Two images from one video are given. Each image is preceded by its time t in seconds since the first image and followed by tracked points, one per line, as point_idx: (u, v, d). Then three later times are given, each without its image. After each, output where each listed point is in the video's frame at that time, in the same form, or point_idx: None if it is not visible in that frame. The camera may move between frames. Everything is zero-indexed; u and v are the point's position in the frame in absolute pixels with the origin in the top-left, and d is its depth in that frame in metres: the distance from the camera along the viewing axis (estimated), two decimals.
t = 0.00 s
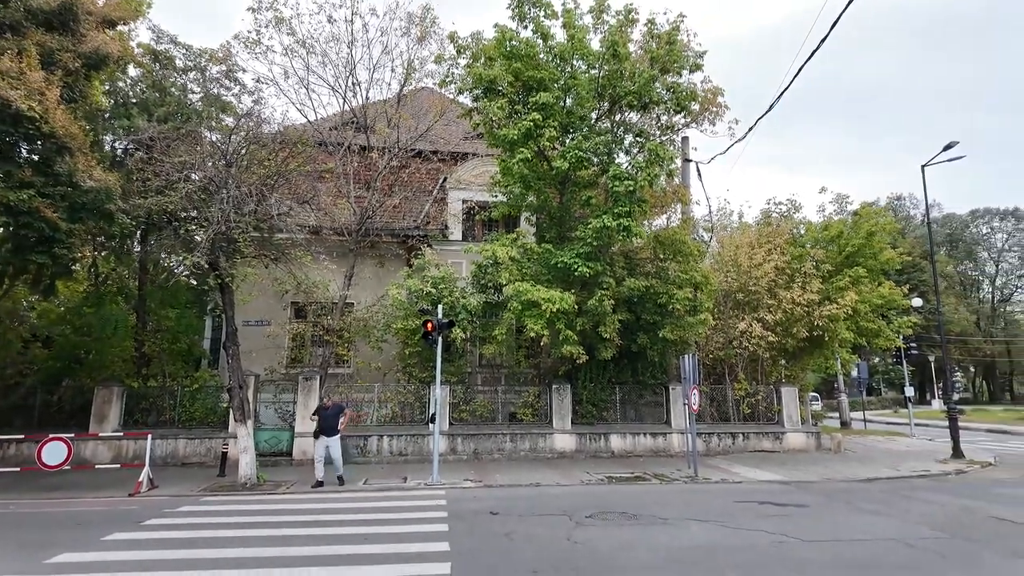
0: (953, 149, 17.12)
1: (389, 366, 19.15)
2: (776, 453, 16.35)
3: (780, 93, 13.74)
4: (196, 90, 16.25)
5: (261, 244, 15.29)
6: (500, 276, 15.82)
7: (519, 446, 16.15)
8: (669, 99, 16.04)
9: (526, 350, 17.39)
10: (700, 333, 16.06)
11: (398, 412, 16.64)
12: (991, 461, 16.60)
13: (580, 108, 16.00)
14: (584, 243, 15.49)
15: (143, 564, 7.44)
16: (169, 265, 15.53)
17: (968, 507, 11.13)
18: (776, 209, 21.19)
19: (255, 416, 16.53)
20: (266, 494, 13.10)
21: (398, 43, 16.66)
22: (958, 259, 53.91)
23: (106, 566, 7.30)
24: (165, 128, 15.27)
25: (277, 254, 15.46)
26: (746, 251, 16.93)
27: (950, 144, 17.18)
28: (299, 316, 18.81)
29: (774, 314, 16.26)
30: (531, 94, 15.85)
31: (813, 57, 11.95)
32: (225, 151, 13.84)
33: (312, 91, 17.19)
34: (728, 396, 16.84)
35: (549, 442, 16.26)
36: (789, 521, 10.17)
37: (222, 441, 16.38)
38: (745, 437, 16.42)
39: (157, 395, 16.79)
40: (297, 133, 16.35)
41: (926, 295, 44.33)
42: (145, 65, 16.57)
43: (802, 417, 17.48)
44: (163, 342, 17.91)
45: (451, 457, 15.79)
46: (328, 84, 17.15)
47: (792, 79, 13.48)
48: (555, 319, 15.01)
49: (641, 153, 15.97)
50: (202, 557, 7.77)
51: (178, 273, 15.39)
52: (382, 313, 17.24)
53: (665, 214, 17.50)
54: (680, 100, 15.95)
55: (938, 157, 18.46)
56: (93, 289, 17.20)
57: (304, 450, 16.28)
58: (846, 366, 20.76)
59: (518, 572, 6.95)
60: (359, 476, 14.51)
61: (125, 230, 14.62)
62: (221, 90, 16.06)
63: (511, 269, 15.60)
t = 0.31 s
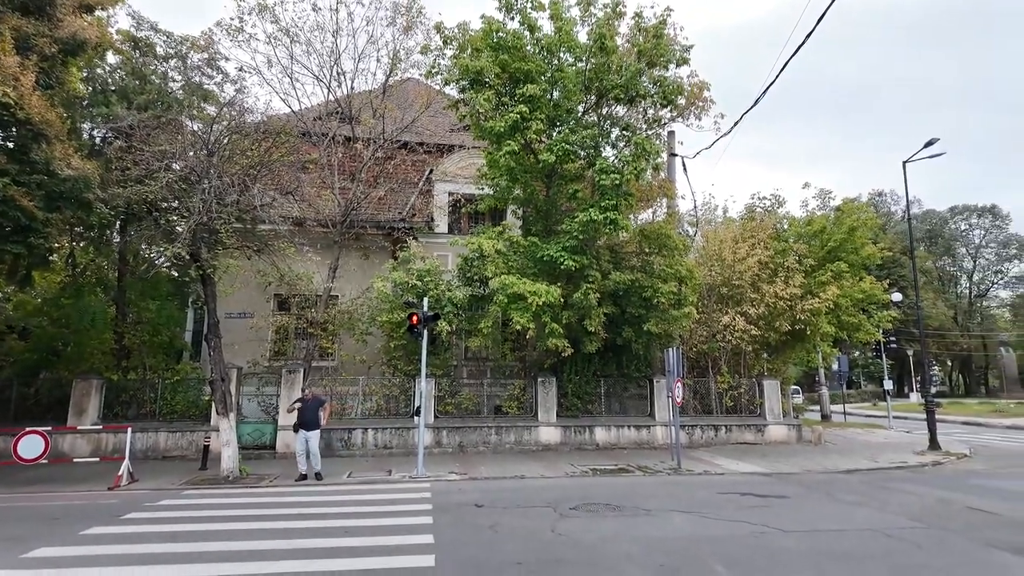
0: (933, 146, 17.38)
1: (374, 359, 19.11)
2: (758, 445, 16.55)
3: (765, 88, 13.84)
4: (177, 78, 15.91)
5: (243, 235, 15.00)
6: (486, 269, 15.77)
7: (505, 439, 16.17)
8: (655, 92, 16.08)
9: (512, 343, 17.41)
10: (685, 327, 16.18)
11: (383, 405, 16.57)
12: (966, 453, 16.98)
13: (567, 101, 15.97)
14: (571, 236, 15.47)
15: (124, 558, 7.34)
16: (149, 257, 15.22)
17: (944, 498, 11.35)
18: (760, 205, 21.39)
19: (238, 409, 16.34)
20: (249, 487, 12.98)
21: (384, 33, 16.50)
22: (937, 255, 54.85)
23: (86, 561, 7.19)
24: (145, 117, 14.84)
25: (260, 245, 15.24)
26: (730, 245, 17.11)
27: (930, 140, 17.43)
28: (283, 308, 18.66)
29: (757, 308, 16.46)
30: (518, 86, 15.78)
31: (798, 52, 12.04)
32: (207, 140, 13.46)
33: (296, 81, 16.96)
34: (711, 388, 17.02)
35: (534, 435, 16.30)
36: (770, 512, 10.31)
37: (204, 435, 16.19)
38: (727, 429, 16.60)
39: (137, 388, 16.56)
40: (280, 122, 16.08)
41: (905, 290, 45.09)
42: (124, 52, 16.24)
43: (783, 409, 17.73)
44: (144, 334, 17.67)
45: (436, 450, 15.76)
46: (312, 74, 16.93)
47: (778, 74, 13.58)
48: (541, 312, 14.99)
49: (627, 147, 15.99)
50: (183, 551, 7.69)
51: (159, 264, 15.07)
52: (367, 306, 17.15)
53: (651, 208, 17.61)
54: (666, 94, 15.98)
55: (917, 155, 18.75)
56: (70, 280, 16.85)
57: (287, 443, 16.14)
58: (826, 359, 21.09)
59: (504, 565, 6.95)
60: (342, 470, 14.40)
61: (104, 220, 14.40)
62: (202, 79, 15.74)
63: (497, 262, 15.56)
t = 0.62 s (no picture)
0: (910, 144, 17.70)
1: (355, 351, 19.02)
2: (736, 437, 16.80)
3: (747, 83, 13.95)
4: (153, 63, 15.47)
5: (221, 225, 14.76)
6: (469, 261, 15.72)
7: (486, 431, 16.19)
8: (639, 86, 16.13)
9: (494, 336, 17.43)
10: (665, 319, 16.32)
11: (364, 397, 16.48)
12: (936, 443, 17.42)
13: (550, 93, 15.94)
14: (554, 229, 15.46)
15: (99, 553, 7.23)
16: (124, 246, 14.88)
17: (915, 487, 11.63)
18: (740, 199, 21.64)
19: (216, 402, 16.12)
20: (227, 480, 12.84)
21: (366, 21, 16.29)
22: (911, 250, 55.98)
23: (59, 556, 7.06)
24: (120, 103, 14.37)
25: (239, 235, 14.98)
26: (711, 239, 17.31)
27: (906, 137, 17.77)
28: (262, 300, 18.45)
29: (736, 301, 16.67)
30: (502, 78, 15.71)
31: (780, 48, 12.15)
32: (184, 127, 13.14)
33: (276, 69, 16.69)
34: (690, 381, 17.23)
35: (515, 427, 16.35)
36: (747, 502, 10.47)
37: (181, 427, 15.96)
38: (706, 421, 16.82)
39: (112, 380, 16.26)
40: (259, 110, 15.78)
41: (879, 285, 45.98)
42: (97, 36, 15.81)
43: (761, 401, 18.02)
44: (118, 325, 17.34)
45: (417, 443, 15.72)
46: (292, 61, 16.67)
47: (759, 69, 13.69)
48: (524, 305, 14.98)
49: (610, 140, 16.01)
50: (160, 545, 7.58)
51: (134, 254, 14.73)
52: (348, 298, 17.01)
53: (633, 201, 17.72)
54: (649, 87, 16.05)
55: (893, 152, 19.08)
56: (41, 270, 16.47)
57: (266, 435, 15.97)
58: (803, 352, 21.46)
59: (485, 557, 6.96)
60: (321, 462, 14.29)
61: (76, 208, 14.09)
62: (179, 65, 15.21)
63: (480, 255, 15.53)
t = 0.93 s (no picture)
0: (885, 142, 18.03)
1: (334, 344, 18.89)
2: (713, 429, 17.04)
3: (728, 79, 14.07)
4: (127, 49, 15.04)
5: (198, 215, 14.48)
6: (450, 254, 15.67)
7: (467, 424, 16.20)
8: (621, 80, 16.17)
9: (475, 329, 17.44)
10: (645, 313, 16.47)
11: (343, 390, 16.37)
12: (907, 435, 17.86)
13: (533, 86, 15.89)
14: (535, 223, 15.46)
15: (70, 548, 7.10)
16: (96, 237, 14.54)
17: (887, 478, 11.90)
18: (720, 194, 21.88)
19: (192, 395, 15.87)
20: (203, 474, 12.66)
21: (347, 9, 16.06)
22: (885, 247, 57.08)
23: (28, 552, 6.92)
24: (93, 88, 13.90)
25: (216, 226, 14.72)
26: (691, 234, 17.49)
27: (882, 135, 18.08)
28: (239, 292, 18.18)
29: (715, 296, 16.89)
30: (485, 70, 15.63)
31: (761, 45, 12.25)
32: (159, 115, 12.85)
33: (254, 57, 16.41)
34: (669, 374, 17.43)
35: (495, 419, 16.38)
36: (724, 493, 10.63)
37: (157, 420, 15.71)
38: (684, 413, 17.03)
39: (85, 372, 15.95)
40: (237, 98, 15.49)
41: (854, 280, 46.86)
42: (68, 19, 15.34)
43: (738, 394, 18.29)
44: (90, 317, 17.03)
45: (398, 436, 15.67)
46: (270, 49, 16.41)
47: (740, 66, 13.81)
48: (505, 298, 14.98)
49: (593, 134, 16.04)
50: (134, 540, 7.48)
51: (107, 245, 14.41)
52: (327, 291, 16.85)
53: (615, 195, 17.83)
54: (632, 82, 16.10)
55: (871, 149, 19.35)
56: (10, 260, 16.05)
57: (244, 429, 15.79)
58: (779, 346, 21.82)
59: (464, 549, 6.99)
60: (300, 456, 14.17)
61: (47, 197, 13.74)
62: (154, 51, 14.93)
63: (462, 248, 15.49)
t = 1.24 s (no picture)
0: (858, 139, 18.37)
1: (311, 337, 18.73)
2: (689, 421, 17.29)
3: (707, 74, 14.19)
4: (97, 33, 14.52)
5: (171, 205, 14.16)
6: (430, 246, 15.60)
7: (446, 417, 16.18)
8: (602, 74, 16.21)
9: (455, 322, 17.41)
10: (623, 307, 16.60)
11: (320, 383, 16.21)
12: (875, 426, 18.31)
13: (513, 78, 15.83)
14: (516, 216, 15.44)
15: (38, 544, 6.94)
16: (64, 226, 14.13)
17: (856, 468, 12.21)
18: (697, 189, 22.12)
19: (165, 388, 15.59)
20: (177, 469, 12.46)
21: None
22: (857, 243, 58.26)
23: None
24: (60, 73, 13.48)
25: (190, 216, 14.42)
26: (669, 228, 17.70)
27: (856, 133, 18.44)
28: (214, 283, 17.87)
29: (692, 290, 17.12)
30: (465, 61, 15.52)
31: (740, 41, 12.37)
32: (130, 102, 12.51)
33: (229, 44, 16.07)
34: (646, 366, 17.63)
35: (474, 412, 16.40)
36: (699, 484, 10.80)
37: (128, 414, 15.41)
38: (661, 405, 17.25)
39: (53, 365, 15.56)
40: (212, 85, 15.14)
41: (827, 275, 47.74)
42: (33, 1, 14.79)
43: (713, 386, 18.61)
44: (58, 308, 16.63)
45: (376, 429, 15.59)
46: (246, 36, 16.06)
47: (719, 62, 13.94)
48: (485, 291, 14.97)
49: (573, 127, 16.05)
50: (107, 535, 7.35)
51: (75, 234, 14.01)
52: (304, 283, 16.66)
53: (594, 189, 17.92)
54: (612, 76, 16.16)
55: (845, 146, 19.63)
56: None
57: (219, 422, 15.56)
58: (754, 339, 22.20)
59: (443, 541, 7.00)
60: (277, 449, 14.01)
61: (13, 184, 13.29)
62: (126, 36, 14.48)
63: (442, 241, 15.44)
